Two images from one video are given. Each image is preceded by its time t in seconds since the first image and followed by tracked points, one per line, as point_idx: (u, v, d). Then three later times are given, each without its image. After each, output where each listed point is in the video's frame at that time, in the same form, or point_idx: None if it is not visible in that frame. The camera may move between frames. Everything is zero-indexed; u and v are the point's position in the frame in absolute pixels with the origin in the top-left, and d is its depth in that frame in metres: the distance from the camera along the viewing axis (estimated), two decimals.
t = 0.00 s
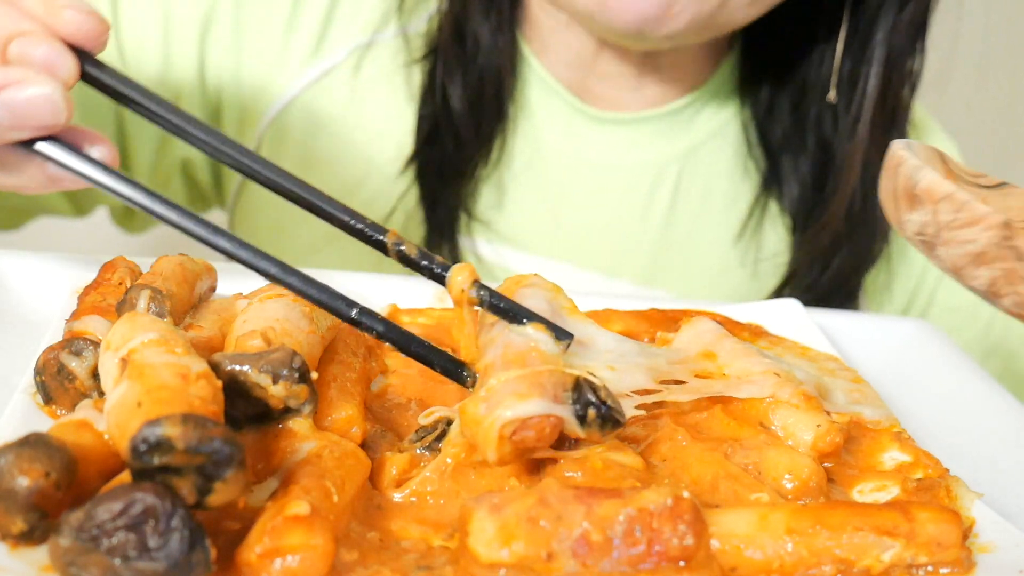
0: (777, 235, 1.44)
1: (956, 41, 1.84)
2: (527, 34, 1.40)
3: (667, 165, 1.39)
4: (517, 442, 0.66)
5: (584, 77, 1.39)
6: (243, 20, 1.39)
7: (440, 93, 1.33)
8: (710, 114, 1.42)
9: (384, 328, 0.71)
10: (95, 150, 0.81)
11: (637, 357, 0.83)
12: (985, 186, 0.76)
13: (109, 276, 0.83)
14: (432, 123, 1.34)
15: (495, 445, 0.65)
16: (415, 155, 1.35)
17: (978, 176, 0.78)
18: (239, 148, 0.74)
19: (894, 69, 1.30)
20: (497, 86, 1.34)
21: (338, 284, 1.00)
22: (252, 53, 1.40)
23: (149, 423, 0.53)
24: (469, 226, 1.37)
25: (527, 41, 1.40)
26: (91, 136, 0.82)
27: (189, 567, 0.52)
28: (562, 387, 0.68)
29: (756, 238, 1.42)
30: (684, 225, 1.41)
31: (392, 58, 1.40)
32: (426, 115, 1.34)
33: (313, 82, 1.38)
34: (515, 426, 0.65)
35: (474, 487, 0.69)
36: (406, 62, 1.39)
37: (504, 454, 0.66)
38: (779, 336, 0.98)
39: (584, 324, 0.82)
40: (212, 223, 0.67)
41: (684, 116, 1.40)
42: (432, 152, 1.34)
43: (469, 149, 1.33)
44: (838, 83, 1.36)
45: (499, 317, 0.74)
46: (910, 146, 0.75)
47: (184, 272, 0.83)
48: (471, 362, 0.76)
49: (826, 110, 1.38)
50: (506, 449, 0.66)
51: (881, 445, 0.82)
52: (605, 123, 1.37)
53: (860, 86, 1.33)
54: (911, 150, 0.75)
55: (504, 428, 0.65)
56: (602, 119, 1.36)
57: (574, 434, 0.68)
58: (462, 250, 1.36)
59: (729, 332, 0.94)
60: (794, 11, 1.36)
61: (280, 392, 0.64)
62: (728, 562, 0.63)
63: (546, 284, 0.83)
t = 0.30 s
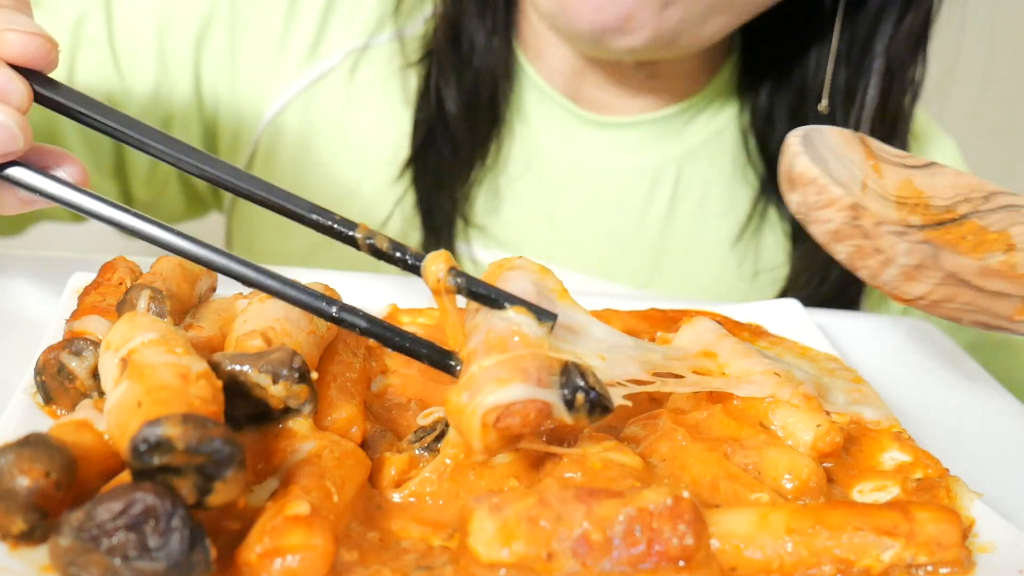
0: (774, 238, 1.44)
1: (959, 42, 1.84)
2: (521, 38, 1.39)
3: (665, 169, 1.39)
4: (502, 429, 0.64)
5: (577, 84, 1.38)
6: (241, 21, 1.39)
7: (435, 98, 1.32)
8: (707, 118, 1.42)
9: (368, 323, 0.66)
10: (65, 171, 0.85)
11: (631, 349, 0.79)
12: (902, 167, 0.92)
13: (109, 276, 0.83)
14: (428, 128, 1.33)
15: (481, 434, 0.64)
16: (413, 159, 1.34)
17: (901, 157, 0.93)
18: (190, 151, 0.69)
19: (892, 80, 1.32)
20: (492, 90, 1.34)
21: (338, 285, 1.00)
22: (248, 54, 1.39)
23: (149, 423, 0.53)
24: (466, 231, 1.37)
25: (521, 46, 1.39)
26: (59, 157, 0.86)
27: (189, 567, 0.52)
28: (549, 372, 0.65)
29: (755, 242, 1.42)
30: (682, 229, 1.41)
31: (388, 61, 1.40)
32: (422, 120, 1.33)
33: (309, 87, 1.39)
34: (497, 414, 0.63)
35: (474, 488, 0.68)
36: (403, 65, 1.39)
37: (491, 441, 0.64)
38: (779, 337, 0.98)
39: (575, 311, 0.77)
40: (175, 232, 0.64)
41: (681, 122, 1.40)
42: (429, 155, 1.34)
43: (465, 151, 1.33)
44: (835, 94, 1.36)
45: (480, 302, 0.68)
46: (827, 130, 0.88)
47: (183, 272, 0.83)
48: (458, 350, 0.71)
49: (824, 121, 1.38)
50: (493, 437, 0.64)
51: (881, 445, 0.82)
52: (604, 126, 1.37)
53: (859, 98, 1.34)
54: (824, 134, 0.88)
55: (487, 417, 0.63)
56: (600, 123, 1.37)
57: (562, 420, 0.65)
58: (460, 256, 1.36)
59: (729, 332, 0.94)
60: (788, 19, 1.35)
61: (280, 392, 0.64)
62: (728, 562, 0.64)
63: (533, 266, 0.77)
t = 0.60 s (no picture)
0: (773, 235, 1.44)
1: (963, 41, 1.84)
2: (521, 35, 1.39)
3: (664, 168, 1.39)
4: (447, 438, 0.60)
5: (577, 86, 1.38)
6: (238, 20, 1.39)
7: (433, 97, 1.32)
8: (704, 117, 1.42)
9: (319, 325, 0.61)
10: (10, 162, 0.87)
11: (609, 352, 0.76)
12: (831, 139, 1.06)
13: (109, 276, 0.83)
14: (426, 126, 1.32)
15: (424, 442, 0.61)
16: (409, 159, 1.33)
17: (827, 129, 1.07)
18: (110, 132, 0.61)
19: (895, 88, 1.31)
20: (492, 91, 1.33)
21: (339, 285, 1.00)
22: (245, 53, 1.39)
23: (149, 423, 0.53)
24: (464, 230, 1.37)
25: (521, 43, 1.39)
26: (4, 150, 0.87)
27: (189, 567, 0.52)
28: (501, 378, 0.61)
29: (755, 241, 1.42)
30: (681, 230, 1.41)
31: (386, 59, 1.40)
32: (420, 119, 1.32)
33: (306, 86, 1.39)
34: (439, 422, 0.60)
35: (472, 489, 0.68)
36: (401, 64, 1.39)
37: (436, 451, 0.61)
38: (779, 336, 0.98)
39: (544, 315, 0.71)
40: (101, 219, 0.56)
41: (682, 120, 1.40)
42: (426, 153, 1.33)
43: (461, 152, 1.33)
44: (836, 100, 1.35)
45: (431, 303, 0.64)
46: (753, 107, 1.04)
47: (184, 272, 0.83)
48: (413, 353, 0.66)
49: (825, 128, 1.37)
50: (437, 447, 0.61)
51: (881, 445, 0.82)
52: (603, 125, 1.37)
53: (861, 105, 1.33)
54: (748, 110, 1.03)
55: (429, 423, 0.60)
56: (602, 121, 1.36)
57: (513, 429, 0.61)
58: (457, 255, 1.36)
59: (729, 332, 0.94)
60: (793, 22, 1.36)
61: (280, 392, 0.64)
62: (728, 562, 0.64)
63: (498, 265, 0.72)
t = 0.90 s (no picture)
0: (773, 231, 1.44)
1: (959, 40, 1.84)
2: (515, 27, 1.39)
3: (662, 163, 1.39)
4: (398, 380, 0.57)
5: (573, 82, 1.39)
6: (232, 18, 1.39)
7: (427, 96, 1.32)
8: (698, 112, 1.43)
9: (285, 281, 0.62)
10: None
11: (595, 327, 0.70)
12: (791, 124, 1.06)
13: (109, 276, 0.83)
14: (420, 124, 1.33)
15: (373, 384, 0.57)
16: (402, 155, 1.33)
17: (788, 114, 1.06)
18: (73, 84, 0.60)
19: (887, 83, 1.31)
20: (486, 91, 1.34)
21: (338, 284, 1.00)
22: (239, 51, 1.39)
23: (149, 423, 0.53)
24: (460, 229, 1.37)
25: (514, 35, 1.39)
26: None
27: (189, 567, 0.52)
28: (461, 322, 0.58)
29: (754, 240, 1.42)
30: (680, 225, 1.40)
31: (380, 56, 1.40)
32: (414, 116, 1.33)
33: (301, 83, 1.38)
34: (390, 362, 0.57)
35: (471, 490, 0.68)
36: (395, 61, 1.39)
37: (389, 395, 0.57)
38: (779, 336, 0.98)
39: (524, 275, 0.67)
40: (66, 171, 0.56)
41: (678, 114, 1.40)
42: (419, 152, 1.33)
43: (456, 150, 1.33)
44: (827, 96, 1.36)
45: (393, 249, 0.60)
46: (710, 95, 1.03)
47: (184, 271, 0.83)
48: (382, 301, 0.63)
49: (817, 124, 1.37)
50: (388, 390, 0.57)
51: (881, 445, 0.82)
52: (599, 121, 1.36)
53: (852, 102, 1.34)
54: (704, 98, 1.03)
55: (378, 364, 0.57)
56: (597, 117, 1.36)
57: (471, 377, 0.58)
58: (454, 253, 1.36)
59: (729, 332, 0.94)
60: (785, 15, 1.36)
61: (280, 392, 0.64)
62: (728, 562, 0.64)
63: (478, 216, 0.67)
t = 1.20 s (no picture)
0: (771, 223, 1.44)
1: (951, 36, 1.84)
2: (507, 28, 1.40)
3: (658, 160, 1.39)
4: (327, 391, 0.55)
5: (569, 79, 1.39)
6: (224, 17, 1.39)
7: (420, 92, 1.32)
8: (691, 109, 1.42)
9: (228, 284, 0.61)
10: None
11: (566, 330, 0.71)
12: (746, 111, 1.04)
13: (108, 276, 0.83)
14: (414, 121, 1.32)
15: (302, 393, 0.55)
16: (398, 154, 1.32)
17: (744, 101, 1.05)
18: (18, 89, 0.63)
19: (880, 76, 1.31)
20: (479, 90, 1.35)
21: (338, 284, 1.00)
22: (232, 50, 1.39)
23: (149, 423, 0.53)
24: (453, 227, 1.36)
25: (507, 35, 1.40)
26: None
27: (189, 567, 0.52)
28: (394, 331, 0.56)
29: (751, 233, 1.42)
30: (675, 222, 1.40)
31: (373, 56, 1.40)
32: (409, 113, 1.32)
33: (296, 82, 1.38)
34: (319, 370, 0.55)
35: (470, 490, 0.68)
36: (389, 60, 1.39)
37: (320, 407, 0.56)
38: (779, 337, 0.98)
39: (479, 276, 0.68)
40: None
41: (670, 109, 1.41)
42: (416, 147, 1.31)
43: (452, 147, 1.33)
44: (823, 89, 1.35)
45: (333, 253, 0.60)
46: (662, 86, 1.02)
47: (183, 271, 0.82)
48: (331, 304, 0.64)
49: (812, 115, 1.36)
50: (319, 400, 0.55)
51: (881, 445, 0.82)
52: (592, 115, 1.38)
53: (847, 94, 1.33)
54: (657, 88, 1.02)
55: (306, 372, 0.55)
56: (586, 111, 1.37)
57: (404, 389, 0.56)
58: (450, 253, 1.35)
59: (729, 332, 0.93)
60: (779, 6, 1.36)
61: (280, 392, 0.65)
62: (728, 563, 0.63)
63: (431, 217, 0.68)
